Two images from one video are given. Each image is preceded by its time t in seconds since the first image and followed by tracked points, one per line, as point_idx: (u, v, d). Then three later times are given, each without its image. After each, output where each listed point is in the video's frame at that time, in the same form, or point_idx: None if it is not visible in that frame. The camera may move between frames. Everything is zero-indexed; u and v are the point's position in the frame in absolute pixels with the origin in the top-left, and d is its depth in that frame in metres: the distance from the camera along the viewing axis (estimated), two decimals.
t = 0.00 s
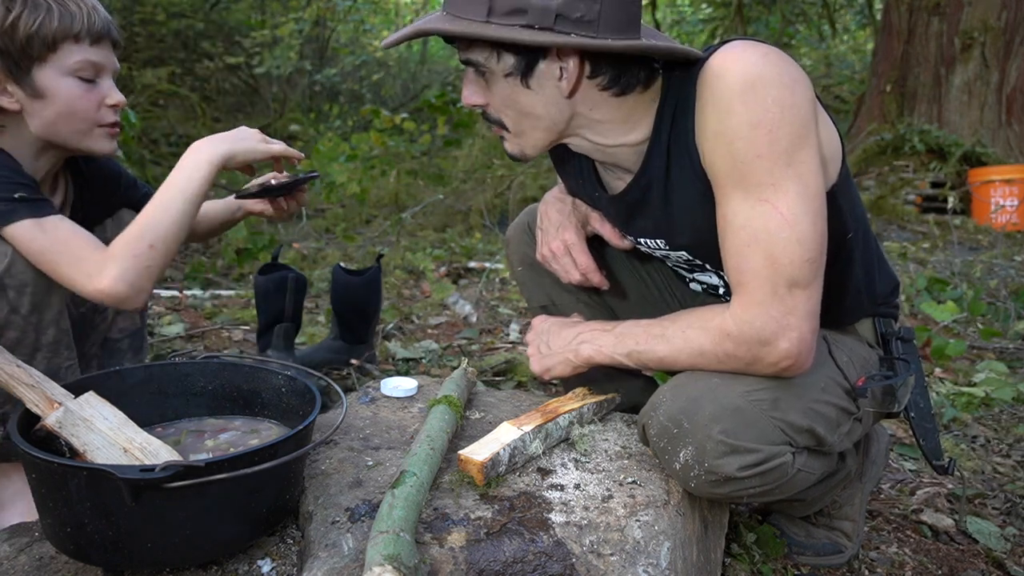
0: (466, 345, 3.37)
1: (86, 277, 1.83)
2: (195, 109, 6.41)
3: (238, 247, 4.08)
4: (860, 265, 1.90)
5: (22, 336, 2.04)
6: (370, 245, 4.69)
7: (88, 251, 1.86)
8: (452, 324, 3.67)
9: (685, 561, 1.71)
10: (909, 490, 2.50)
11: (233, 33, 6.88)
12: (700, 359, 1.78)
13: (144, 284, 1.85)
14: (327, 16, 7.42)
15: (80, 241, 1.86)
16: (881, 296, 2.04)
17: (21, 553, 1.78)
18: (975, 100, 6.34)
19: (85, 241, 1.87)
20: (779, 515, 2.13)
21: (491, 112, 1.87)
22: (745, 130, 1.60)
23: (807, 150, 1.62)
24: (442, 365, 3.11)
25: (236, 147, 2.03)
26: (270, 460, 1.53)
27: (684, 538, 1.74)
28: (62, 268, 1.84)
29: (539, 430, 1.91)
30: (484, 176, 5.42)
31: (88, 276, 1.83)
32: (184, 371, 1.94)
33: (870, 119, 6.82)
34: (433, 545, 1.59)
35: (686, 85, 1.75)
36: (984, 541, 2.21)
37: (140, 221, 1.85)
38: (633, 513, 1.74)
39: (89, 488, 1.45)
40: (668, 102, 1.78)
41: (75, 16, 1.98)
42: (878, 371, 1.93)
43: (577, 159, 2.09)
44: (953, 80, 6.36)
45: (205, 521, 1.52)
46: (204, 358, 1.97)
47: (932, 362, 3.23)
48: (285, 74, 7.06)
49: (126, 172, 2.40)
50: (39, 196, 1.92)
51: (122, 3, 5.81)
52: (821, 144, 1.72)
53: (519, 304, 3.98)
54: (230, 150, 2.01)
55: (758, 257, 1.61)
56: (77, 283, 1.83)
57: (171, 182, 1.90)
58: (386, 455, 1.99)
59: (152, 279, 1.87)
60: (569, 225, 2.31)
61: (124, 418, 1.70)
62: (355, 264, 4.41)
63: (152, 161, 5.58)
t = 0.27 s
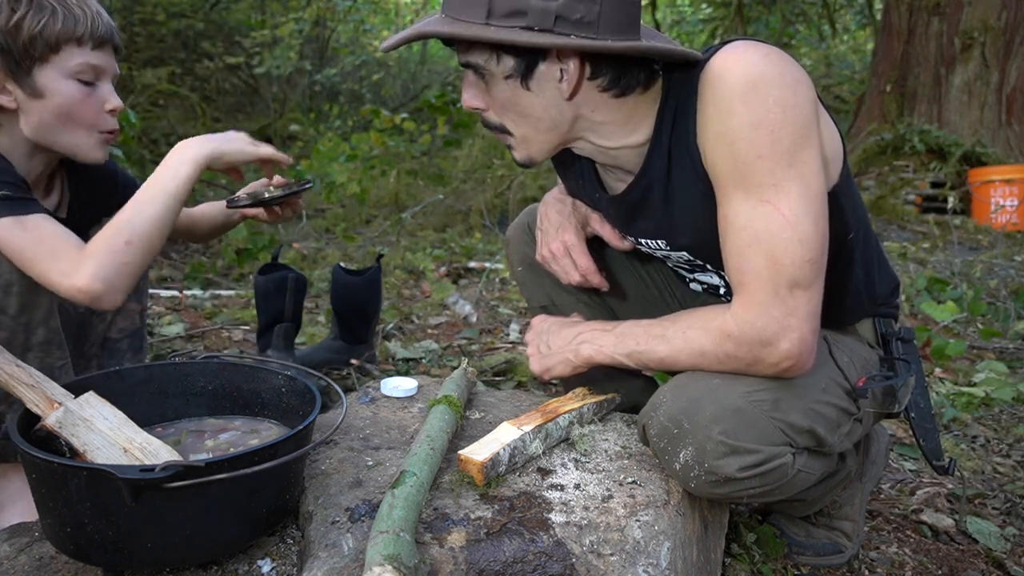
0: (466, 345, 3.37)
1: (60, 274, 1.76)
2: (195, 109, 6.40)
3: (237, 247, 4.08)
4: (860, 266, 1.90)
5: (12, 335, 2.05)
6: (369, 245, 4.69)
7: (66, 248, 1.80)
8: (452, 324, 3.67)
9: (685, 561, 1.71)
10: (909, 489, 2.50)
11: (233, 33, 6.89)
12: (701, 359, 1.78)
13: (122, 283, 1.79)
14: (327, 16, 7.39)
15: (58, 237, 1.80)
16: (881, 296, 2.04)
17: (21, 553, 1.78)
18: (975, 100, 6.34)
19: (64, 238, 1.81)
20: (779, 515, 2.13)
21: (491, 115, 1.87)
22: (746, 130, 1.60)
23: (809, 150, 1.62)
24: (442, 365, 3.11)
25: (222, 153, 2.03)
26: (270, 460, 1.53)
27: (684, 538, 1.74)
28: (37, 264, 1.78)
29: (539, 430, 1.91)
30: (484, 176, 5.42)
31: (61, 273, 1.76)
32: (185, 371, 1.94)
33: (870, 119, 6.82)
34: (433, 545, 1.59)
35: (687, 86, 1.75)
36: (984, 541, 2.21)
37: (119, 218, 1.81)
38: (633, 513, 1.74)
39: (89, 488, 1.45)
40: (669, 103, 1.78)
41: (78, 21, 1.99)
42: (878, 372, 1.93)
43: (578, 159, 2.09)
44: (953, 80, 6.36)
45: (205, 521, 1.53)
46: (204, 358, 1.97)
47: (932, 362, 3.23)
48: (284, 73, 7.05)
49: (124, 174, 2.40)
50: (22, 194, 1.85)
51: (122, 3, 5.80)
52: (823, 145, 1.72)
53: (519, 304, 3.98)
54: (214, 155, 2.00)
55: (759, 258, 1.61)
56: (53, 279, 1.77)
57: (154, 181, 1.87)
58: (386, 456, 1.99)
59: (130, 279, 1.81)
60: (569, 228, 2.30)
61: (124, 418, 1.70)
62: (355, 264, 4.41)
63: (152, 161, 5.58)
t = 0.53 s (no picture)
0: (466, 345, 3.37)
1: (37, 270, 1.74)
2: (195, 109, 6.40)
3: (237, 247, 4.08)
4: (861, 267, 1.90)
5: (9, 336, 2.05)
6: (369, 245, 4.69)
7: (45, 246, 1.78)
8: (452, 324, 3.67)
9: (685, 561, 1.71)
10: (909, 490, 2.50)
11: (233, 33, 6.89)
12: (701, 359, 1.78)
13: (98, 278, 1.76)
14: (327, 16, 7.35)
15: (39, 235, 1.79)
16: (882, 296, 2.03)
17: (21, 553, 1.78)
18: (975, 100, 6.34)
19: (44, 236, 1.79)
20: (779, 515, 2.13)
21: (491, 118, 1.87)
22: (747, 131, 1.60)
23: (810, 151, 1.62)
24: (442, 365, 3.11)
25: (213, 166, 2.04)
26: (270, 460, 1.53)
27: (684, 538, 1.74)
28: (15, 262, 1.75)
29: (539, 430, 1.91)
30: (484, 176, 5.42)
31: (38, 269, 1.74)
32: (185, 371, 1.94)
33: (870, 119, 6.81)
34: (433, 545, 1.59)
35: (688, 86, 1.75)
36: (984, 541, 2.20)
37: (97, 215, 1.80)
38: (633, 514, 1.74)
39: (89, 488, 1.45)
40: (670, 103, 1.78)
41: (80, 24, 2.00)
42: (879, 372, 1.93)
43: (578, 160, 2.09)
44: (953, 80, 6.37)
45: (205, 521, 1.52)
46: (204, 358, 1.97)
47: (932, 362, 3.23)
48: (284, 73, 7.05)
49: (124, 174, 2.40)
50: (14, 192, 1.83)
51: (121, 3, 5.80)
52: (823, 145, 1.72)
53: (520, 304, 3.99)
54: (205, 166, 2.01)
55: (760, 258, 1.61)
56: (27, 275, 1.74)
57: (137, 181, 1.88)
58: (386, 456, 1.99)
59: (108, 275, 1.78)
60: (569, 228, 2.30)
61: (124, 418, 1.70)
62: (355, 263, 4.41)
63: (152, 161, 5.57)
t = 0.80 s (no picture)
0: (466, 345, 3.37)
1: (39, 268, 1.74)
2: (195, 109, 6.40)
3: (237, 247, 4.08)
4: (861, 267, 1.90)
5: (9, 334, 2.05)
6: (369, 245, 4.69)
7: (46, 245, 1.78)
8: (452, 324, 3.67)
9: (685, 561, 1.71)
10: (909, 490, 2.50)
11: (233, 33, 6.90)
12: (700, 359, 1.78)
13: (100, 275, 1.76)
14: (327, 16, 7.31)
15: (39, 234, 1.79)
16: (882, 297, 2.03)
17: (21, 553, 1.78)
18: (975, 100, 6.34)
19: (45, 235, 1.79)
20: (779, 515, 2.13)
21: (492, 119, 1.87)
22: (748, 130, 1.60)
23: (810, 151, 1.62)
24: (442, 365, 3.11)
25: (214, 166, 2.06)
26: (270, 460, 1.53)
27: (684, 538, 1.74)
28: (16, 261, 1.75)
29: (539, 430, 1.91)
30: (484, 176, 5.42)
31: (39, 267, 1.74)
32: (184, 371, 1.94)
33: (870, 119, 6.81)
34: (433, 545, 1.59)
35: (689, 86, 1.75)
36: (984, 541, 2.20)
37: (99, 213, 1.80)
38: (633, 513, 1.74)
39: (89, 488, 1.45)
40: (670, 103, 1.78)
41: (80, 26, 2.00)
42: (879, 372, 1.93)
43: (578, 160, 2.09)
44: (953, 80, 6.37)
45: (205, 521, 1.52)
46: (204, 358, 1.97)
47: (932, 362, 3.23)
48: (284, 74, 7.04)
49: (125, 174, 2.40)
50: (14, 191, 1.84)
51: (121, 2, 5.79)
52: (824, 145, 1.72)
53: (520, 304, 3.98)
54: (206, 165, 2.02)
55: (760, 258, 1.61)
56: (29, 273, 1.74)
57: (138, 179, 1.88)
58: (386, 456, 1.99)
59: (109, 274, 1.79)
60: (569, 228, 2.30)
61: (124, 418, 1.70)
62: (355, 263, 4.41)
63: (151, 161, 5.57)
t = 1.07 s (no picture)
0: (466, 345, 3.37)
1: (43, 269, 1.74)
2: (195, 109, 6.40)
3: (237, 247, 4.08)
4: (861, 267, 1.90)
5: (10, 334, 2.05)
6: (370, 245, 4.69)
7: (50, 245, 1.78)
8: (452, 324, 3.67)
9: (685, 561, 1.71)
10: (909, 489, 2.50)
11: (233, 33, 6.90)
12: (700, 359, 1.78)
13: (105, 275, 1.76)
14: (327, 16, 7.31)
15: (43, 235, 1.78)
16: (882, 297, 2.03)
17: (21, 553, 1.78)
18: (975, 100, 6.34)
19: (48, 236, 1.79)
20: (779, 515, 2.13)
21: (493, 123, 1.87)
22: (748, 130, 1.60)
23: (810, 151, 1.62)
24: (442, 365, 3.10)
25: (213, 165, 2.05)
26: (270, 460, 1.53)
27: (683, 538, 1.74)
28: (20, 262, 1.75)
29: (539, 430, 1.91)
30: (484, 176, 5.41)
31: (44, 268, 1.74)
32: (184, 371, 1.94)
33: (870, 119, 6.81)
34: (433, 545, 1.59)
35: (689, 86, 1.75)
36: (984, 541, 2.20)
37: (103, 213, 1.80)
38: (633, 514, 1.73)
39: (89, 488, 1.45)
40: (670, 103, 1.78)
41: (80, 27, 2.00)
42: (879, 372, 1.93)
43: (578, 160, 2.09)
44: (953, 80, 6.37)
45: (205, 521, 1.52)
46: (204, 358, 1.97)
47: (932, 362, 3.23)
48: (284, 74, 7.04)
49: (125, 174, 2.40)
50: (14, 191, 1.84)
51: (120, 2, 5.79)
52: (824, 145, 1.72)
53: (520, 304, 3.98)
54: (206, 163, 2.02)
55: (760, 258, 1.61)
56: (34, 274, 1.74)
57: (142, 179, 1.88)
58: (386, 456, 1.99)
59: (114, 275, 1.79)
60: (569, 228, 2.30)
61: (124, 418, 1.70)
62: (355, 263, 4.41)
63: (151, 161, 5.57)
